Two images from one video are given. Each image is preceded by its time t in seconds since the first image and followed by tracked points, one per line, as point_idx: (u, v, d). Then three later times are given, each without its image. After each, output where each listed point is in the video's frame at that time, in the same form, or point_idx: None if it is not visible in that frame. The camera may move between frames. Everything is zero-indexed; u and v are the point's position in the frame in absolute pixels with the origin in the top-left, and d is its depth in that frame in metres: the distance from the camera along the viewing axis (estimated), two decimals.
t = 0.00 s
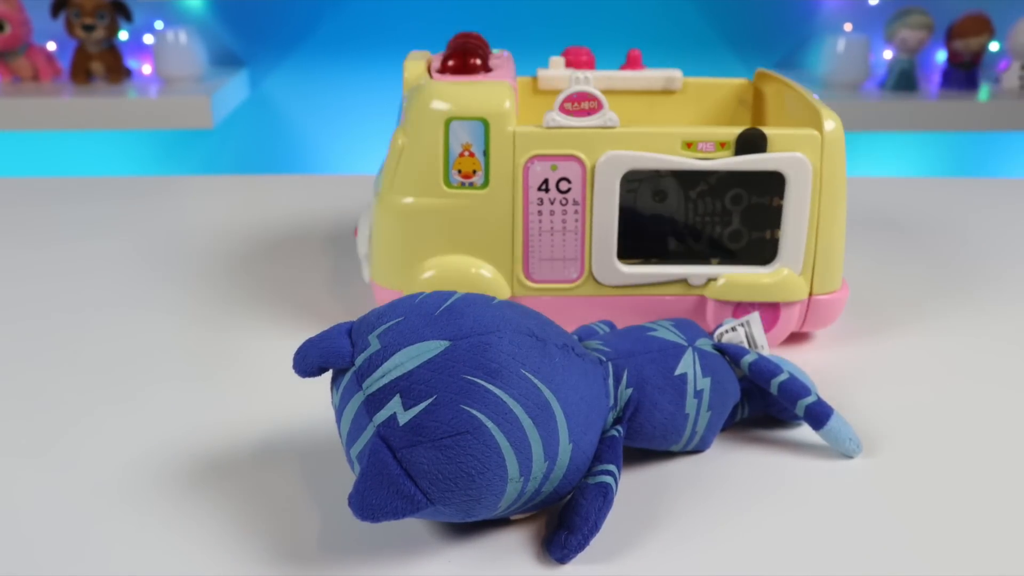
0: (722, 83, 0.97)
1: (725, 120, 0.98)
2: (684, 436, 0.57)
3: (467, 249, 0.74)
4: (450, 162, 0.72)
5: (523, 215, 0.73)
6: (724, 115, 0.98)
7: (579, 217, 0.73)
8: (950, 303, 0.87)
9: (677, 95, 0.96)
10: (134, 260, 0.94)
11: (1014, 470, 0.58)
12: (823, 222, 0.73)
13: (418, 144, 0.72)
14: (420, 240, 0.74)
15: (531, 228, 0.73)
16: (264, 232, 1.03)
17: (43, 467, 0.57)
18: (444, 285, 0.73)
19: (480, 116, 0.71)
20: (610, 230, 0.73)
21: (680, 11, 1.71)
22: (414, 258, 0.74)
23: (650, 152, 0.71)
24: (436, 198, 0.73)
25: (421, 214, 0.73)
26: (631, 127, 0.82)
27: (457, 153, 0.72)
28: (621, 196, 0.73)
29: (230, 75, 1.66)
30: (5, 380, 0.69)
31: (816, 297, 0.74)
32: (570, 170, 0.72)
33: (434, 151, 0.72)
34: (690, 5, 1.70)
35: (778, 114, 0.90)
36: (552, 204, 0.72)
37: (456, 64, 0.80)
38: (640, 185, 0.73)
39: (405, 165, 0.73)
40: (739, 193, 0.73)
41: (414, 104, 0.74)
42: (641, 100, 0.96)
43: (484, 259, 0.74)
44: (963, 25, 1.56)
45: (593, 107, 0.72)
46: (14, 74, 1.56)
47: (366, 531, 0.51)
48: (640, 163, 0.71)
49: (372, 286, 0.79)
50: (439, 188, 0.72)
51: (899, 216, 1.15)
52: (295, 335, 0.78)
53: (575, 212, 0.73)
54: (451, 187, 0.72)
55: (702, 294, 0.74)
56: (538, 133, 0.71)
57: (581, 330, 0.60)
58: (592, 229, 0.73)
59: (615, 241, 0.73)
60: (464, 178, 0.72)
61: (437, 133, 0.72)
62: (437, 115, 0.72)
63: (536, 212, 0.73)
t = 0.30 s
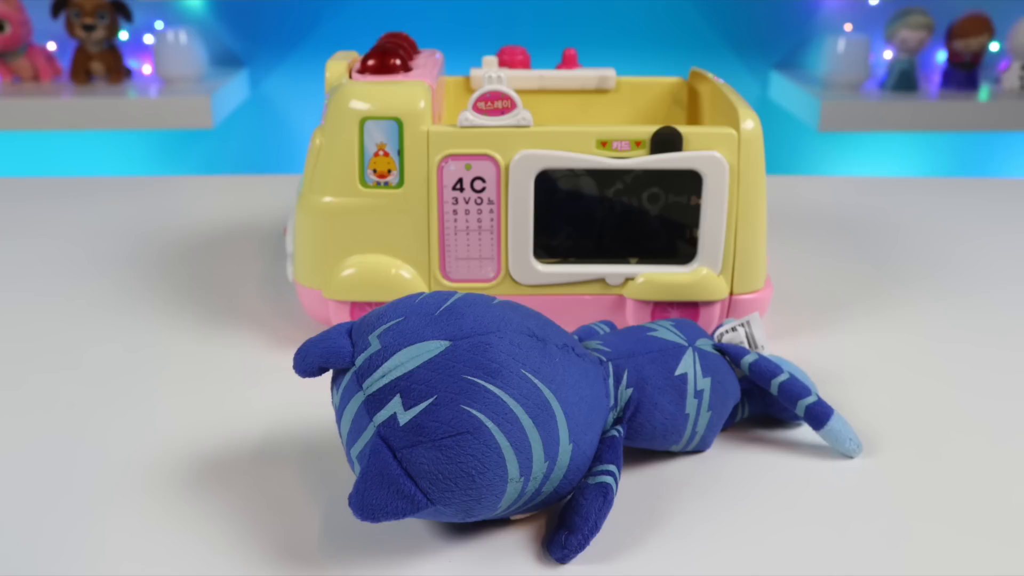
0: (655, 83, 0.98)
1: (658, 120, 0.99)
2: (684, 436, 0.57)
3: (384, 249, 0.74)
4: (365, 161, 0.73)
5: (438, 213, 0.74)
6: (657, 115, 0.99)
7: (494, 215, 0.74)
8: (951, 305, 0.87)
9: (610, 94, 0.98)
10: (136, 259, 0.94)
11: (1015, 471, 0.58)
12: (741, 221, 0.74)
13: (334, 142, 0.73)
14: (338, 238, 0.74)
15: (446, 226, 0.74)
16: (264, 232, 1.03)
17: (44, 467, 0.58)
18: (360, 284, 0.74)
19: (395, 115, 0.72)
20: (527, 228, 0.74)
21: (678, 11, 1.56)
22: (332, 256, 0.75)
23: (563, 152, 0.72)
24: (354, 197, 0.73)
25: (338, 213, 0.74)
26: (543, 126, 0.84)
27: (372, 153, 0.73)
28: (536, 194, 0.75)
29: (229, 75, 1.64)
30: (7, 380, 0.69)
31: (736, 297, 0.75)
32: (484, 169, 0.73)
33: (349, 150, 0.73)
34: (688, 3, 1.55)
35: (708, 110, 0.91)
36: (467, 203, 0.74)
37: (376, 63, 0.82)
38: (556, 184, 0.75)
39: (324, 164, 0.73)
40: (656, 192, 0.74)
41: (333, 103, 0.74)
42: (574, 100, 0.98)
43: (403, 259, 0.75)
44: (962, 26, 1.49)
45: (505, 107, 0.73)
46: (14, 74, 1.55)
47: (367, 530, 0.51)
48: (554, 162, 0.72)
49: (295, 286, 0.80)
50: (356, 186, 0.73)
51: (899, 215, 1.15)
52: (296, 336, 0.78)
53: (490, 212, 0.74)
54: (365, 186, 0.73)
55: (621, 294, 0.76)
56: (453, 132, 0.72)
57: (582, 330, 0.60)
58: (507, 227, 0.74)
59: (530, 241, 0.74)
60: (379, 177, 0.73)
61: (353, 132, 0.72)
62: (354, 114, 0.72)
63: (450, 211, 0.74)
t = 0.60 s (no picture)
0: (657, 81, 0.98)
1: (659, 119, 0.99)
2: (684, 436, 0.57)
3: (383, 249, 0.74)
4: (365, 161, 0.73)
5: (438, 213, 0.74)
6: (659, 114, 0.99)
7: (494, 215, 0.74)
8: (952, 305, 0.86)
9: (610, 94, 0.98)
10: (136, 259, 0.94)
11: (1016, 473, 0.58)
12: (741, 221, 0.74)
13: (334, 142, 0.73)
14: (339, 238, 0.74)
15: (446, 225, 0.74)
16: (264, 231, 1.03)
17: (43, 467, 0.57)
18: (359, 284, 0.74)
19: (394, 115, 0.72)
20: (527, 229, 0.74)
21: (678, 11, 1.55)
22: (332, 257, 0.75)
23: (563, 152, 0.72)
24: (354, 197, 0.73)
25: (338, 213, 0.74)
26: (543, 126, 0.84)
27: (371, 152, 0.72)
28: (536, 194, 0.75)
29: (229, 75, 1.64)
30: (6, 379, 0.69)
31: (737, 297, 0.75)
32: (484, 168, 0.73)
33: (348, 150, 0.72)
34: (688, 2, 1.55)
35: (708, 109, 0.91)
36: (466, 203, 0.73)
37: (376, 63, 0.82)
38: (556, 184, 0.75)
39: (323, 163, 0.73)
40: (656, 192, 0.74)
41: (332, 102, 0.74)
42: (574, 100, 0.97)
43: (402, 259, 0.75)
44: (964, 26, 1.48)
45: (505, 107, 0.73)
46: (14, 74, 1.55)
47: (366, 531, 0.51)
48: (555, 161, 0.72)
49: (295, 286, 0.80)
50: (355, 186, 0.73)
51: (898, 215, 1.15)
52: (296, 335, 0.78)
53: (490, 212, 0.74)
54: (364, 186, 0.73)
55: (621, 294, 0.76)
56: (452, 132, 0.72)
57: (582, 330, 0.60)
58: (507, 227, 0.74)
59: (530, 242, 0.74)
60: (379, 177, 0.73)
61: (352, 132, 0.72)
62: (353, 113, 0.72)
63: (450, 210, 0.74)
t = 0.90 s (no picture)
0: (657, 81, 0.98)
1: (659, 119, 0.99)
2: (684, 436, 0.57)
3: (383, 249, 0.74)
4: (365, 161, 0.73)
5: (438, 212, 0.74)
6: (659, 114, 0.99)
7: (494, 215, 0.74)
8: (952, 305, 0.86)
9: (610, 94, 0.98)
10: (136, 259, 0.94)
11: (1016, 472, 0.58)
12: (742, 220, 0.73)
13: (333, 142, 0.73)
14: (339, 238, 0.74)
15: (446, 225, 0.74)
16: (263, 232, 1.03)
17: (44, 468, 0.57)
18: (360, 284, 0.74)
19: (394, 115, 0.72)
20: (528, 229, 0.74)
21: (678, 10, 1.55)
22: (332, 256, 0.75)
23: (564, 152, 0.72)
24: (354, 197, 0.73)
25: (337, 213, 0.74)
26: (543, 126, 0.84)
27: (371, 152, 0.72)
28: (536, 194, 0.75)
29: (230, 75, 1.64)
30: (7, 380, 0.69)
31: (737, 297, 0.75)
32: (484, 168, 0.73)
33: (348, 150, 0.72)
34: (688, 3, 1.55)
35: (708, 109, 0.91)
36: (467, 202, 0.73)
37: (376, 63, 0.82)
38: (556, 184, 0.75)
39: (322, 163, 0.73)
40: (656, 192, 0.75)
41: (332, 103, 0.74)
42: (574, 99, 0.97)
43: (402, 259, 0.75)
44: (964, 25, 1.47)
45: (505, 106, 0.73)
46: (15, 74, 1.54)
47: (366, 531, 0.51)
48: (555, 161, 0.72)
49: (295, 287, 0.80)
50: (355, 186, 0.73)
51: (899, 215, 1.15)
52: (296, 336, 0.78)
53: (490, 211, 0.74)
54: (364, 186, 0.73)
55: (621, 293, 0.76)
56: (452, 132, 0.72)
57: (582, 330, 0.60)
58: (507, 226, 0.74)
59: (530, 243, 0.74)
60: (378, 177, 0.73)
61: (352, 132, 0.72)
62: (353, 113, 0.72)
63: (450, 211, 0.74)
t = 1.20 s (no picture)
0: (657, 81, 0.98)
1: (659, 119, 0.99)
2: (684, 436, 0.57)
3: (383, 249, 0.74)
4: (365, 161, 0.73)
5: (438, 212, 0.74)
6: (658, 114, 0.99)
7: (494, 215, 0.74)
8: (952, 305, 0.86)
9: (610, 94, 0.98)
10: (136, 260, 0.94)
11: (1016, 473, 0.58)
12: (742, 220, 0.73)
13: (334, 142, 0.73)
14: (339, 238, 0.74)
15: (446, 225, 0.74)
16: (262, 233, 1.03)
17: (44, 469, 0.57)
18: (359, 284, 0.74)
19: (394, 115, 0.72)
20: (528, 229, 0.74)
21: (678, 10, 1.55)
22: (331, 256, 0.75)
23: (564, 152, 0.72)
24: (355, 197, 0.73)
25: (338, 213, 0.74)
26: (543, 126, 0.84)
27: (371, 152, 0.73)
28: (536, 194, 0.76)
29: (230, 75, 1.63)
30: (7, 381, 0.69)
31: (737, 297, 0.75)
32: (484, 168, 0.73)
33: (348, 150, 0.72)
34: (688, 2, 1.55)
35: (708, 109, 0.91)
36: (466, 202, 0.73)
37: (376, 63, 0.82)
38: (556, 184, 0.75)
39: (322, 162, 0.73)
40: (656, 192, 0.75)
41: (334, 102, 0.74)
42: (574, 100, 0.97)
43: (402, 259, 0.75)
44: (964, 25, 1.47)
45: (505, 106, 0.73)
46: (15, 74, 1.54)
47: (366, 532, 0.51)
48: (555, 161, 0.72)
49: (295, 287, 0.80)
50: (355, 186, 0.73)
51: (899, 215, 1.15)
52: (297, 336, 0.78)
53: (490, 211, 0.74)
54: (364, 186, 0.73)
55: (621, 293, 0.76)
56: (452, 132, 0.72)
57: (582, 330, 0.60)
58: (507, 226, 0.74)
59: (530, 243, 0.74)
60: (378, 177, 0.73)
61: (352, 132, 0.72)
62: (354, 112, 0.72)
63: (450, 210, 0.74)
